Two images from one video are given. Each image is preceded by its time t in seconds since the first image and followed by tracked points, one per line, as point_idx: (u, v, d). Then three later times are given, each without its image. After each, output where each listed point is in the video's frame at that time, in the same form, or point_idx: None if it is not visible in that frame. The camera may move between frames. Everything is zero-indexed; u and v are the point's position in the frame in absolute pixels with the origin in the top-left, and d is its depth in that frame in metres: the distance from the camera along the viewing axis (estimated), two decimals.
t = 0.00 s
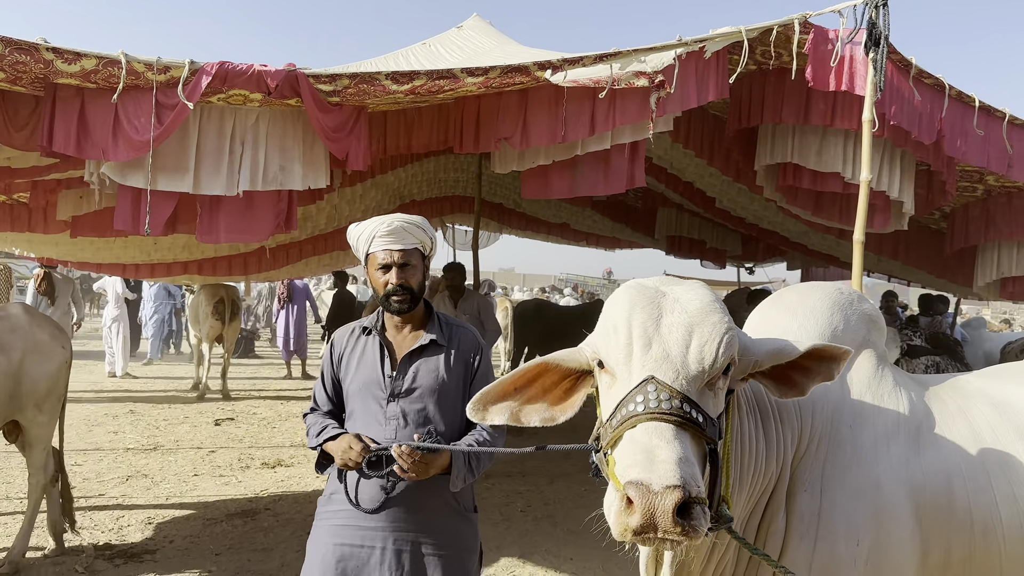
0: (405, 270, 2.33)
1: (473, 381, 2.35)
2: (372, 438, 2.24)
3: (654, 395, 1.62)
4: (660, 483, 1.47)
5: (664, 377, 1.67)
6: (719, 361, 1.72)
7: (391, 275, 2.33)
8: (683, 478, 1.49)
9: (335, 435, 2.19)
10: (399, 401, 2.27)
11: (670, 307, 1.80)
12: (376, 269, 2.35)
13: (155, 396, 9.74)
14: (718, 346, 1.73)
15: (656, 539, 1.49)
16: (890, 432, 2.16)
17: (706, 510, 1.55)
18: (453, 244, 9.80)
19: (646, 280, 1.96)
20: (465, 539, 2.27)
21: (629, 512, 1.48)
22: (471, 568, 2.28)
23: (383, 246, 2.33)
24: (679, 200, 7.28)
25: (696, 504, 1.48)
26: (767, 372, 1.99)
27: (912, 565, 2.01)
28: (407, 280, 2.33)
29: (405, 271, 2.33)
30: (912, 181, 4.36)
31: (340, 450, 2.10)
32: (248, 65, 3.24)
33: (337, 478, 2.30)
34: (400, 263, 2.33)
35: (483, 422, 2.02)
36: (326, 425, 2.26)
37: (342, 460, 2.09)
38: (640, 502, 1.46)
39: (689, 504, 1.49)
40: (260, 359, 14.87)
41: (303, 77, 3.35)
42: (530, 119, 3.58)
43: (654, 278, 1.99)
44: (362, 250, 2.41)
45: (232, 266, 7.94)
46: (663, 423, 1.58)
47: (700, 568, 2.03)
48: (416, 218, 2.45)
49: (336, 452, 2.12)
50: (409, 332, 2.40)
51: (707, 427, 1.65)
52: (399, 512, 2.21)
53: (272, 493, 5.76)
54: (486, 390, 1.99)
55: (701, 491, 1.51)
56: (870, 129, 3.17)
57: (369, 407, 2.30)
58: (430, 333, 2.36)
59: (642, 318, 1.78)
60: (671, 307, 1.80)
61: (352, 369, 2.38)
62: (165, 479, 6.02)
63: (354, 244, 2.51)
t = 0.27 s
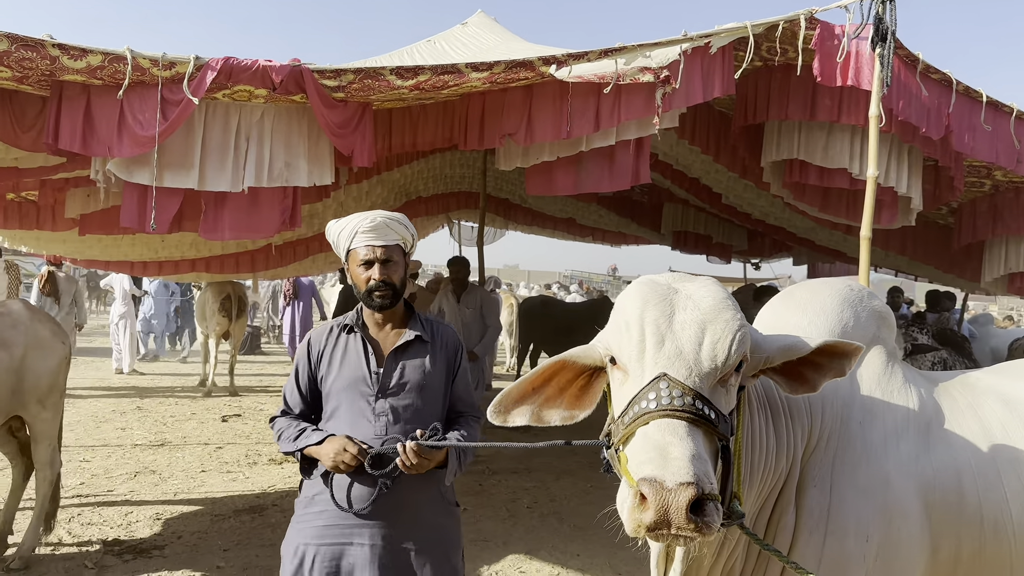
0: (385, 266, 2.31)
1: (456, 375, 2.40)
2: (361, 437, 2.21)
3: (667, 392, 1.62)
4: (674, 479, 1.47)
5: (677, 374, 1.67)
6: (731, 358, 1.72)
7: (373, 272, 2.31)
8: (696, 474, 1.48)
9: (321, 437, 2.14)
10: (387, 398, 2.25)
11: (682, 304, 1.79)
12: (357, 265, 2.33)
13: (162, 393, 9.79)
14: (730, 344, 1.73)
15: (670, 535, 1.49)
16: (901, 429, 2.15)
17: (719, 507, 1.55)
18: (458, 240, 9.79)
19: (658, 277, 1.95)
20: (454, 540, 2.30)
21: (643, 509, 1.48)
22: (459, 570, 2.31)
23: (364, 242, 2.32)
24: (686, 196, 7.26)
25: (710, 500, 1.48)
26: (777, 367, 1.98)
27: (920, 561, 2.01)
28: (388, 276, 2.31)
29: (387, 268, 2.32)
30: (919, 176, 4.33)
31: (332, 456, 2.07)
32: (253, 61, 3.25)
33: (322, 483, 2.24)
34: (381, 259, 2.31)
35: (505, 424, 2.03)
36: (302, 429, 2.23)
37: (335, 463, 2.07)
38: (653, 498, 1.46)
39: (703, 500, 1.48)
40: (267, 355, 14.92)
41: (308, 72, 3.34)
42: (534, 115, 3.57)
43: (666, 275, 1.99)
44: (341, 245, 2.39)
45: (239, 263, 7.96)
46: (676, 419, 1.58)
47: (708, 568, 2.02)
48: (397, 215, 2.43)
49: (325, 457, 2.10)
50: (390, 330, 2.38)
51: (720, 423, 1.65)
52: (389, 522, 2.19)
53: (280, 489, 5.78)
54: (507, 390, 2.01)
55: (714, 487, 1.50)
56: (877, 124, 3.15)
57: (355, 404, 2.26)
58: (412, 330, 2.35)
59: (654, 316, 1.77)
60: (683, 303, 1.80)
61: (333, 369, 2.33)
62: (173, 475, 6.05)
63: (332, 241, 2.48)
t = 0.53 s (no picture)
0: (364, 262, 2.26)
1: (442, 366, 2.43)
2: (355, 440, 2.17)
3: (692, 385, 1.61)
4: (704, 473, 1.47)
5: (700, 368, 1.67)
6: (753, 353, 1.72)
7: (353, 269, 2.26)
8: (725, 468, 1.48)
9: (320, 444, 2.09)
10: (381, 395, 2.22)
11: (702, 298, 1.79)
12: (337, 264, 2.28)
13: (178, 389, 9.88)
14: (751, 339, 1.74)
15: (700, 528, 1.48)
16: (917, 422, 2.14)
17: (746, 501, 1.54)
18: (470, 237, 9.80)
19: (676, 271, 1.95)
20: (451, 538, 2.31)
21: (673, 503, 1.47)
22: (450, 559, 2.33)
23: (342, 240, 2.26)
24: (698, 190, 7.22)
25: (739, 494, 1.48)
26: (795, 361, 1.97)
27: (936, 555, 2.00)
28: (368, 273, 2.26)
29: (367, 264, 2.27)
30: (934, 169, 4.29)
31: (334, 465, 2.02)
32: (264, 59, 3.26)
33: (318, 490, 2.17)
34: (360, 256, 2.26)
35: (522, 416, 2.07)
36: (293, 435, 2.16)
37: (341, 472, 2.01)
38: (684, 492, 1.46)
39: (731, 494, 1.48)
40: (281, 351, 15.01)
41: (319, 70, 3.36)
42: (545, 111, 3.57)
43: (683, 269, 1.99)
44: (319, 245, 2.33)
45: (253, 261, 8.02)
46: (702, 413, 1.58)
47: (721, 567, 1.99)
48: (373, 209, 2.38)
49: (326, 465, 2.05)
50: (376, 326, 2.35)
51: (743, 416, 1.65)
52: (387, 525, 2.16)
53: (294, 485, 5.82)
54: (523, 382, 2.01)
55: (741, 481, 1.50)
56: (891, 117, 3.12)
57: (348, 403, 2.21)
58: (398, 327, 2.33)
59: (676, 310, 1.77)
60: (705, 298, 1.80)
61: (321, 370, 2.27)
62: (189, 472, 6.11)
63: (309, 240, 2.43)
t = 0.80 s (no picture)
0: (363, 261, 2.28)
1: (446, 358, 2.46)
2: (370, 437, 2.18)
3: (725, 375, 1.62)
4: (740, 462, 1.47)
5: (733, 359, 1.67)
6: (785, 345, 1.73)
7: (354, 269, 2.28)
8: (760, 458, 1.49)
9: (339, 445, 2.08)
10: (390, 392, 2.24)
11: (734, 291, 1.79)
12: (338, 265, 2.31)
13: (198, 387, 10.00)
14: (784, 330, 1.74)
15: (735, 518, 1.49)
16: (942, 417, 2.13)
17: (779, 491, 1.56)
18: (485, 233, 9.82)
19: (704, 264, 1.96)
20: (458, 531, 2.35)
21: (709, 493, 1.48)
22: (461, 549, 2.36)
23: (341, 241, 2.29)
24: (714, 184, 7.18)
25: (772, 483, 1.49)
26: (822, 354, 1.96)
27: (960, 550, 2.00)
28: (368, 271, 2.28)
29: (368, 262, 2.29)
30: (954, 161, 4.25)
31: (356, 463, 2.01)
32: (282, 60, 3.29)
33: (332, 490, 2.16)
34: (360, 255, 2.28)
35: (554, 402, 2.07)
36: (307, 438, 2.15)
37: (362, 472, 2.01)
38: (720, 481, 1.46)
39: (765, 483, 1.49)
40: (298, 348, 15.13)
41: (336, 70, 3.38)
42: (561, 109, 3.57)
43: (711, 263, 1.99)
44: (318, 248, 2.36)
45: (271, 259, 8.09)
46: (735, 403, 1.59)
47: (746, 565, 1.99)
48: (369, 208, 2.40)
49: (347, 463, 2.04)
50: (380, 324, 2.36)
51: (773, 407, 1.66)
52: (400, 520, 2.17)
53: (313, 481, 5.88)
54: (554, 369, 2.01)
55: (774, 471, 1.52)
56: (911, 112, 3.09)
57: (358, 402, 2.22)
58: (402, 324, 2.35)
59: (708, 301, 1.77)
60: (737, 290, 1.79)
61: (330, 370, 2.26)
62: (210, 468, 6.19)
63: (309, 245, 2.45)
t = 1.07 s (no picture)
0: (372, 261, 2.30)
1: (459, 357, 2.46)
2: (381, 435, 2.19)
3: (749, 375, 1.62)
4: (767, 463, 1.47)
5: (757, 360, 1.67)
6: (809, 345, 1.72)
7: (364, 269, 2.30)
8: (787, 459, 1.49)
9: (349, 445, 2.10)
10: (402, 390, 2.26)
11: (757, 291, 1.79)
12: (347, 266, 2.32)
13: (217, 385, 10.11)
14: (808, 331, 1.73)
15: (760, 519, 1.48)
16: (964, 414, 2.11)
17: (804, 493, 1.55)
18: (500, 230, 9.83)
19: (726, 264, 1.96)
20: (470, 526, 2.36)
21: (737, 494, 1.47)
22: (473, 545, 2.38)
23: (350, 242, 2.31)
24: (730, 179, 7.13)
25: (799, 485, 1.48)
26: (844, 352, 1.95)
27: (980, 548, 2.00)
28: (378, 270, 2.30)
29: (378, 262, 2.31)
30: (975, 155, 4.19)
31: (366, 462, 2.03)
32: (299, 62, 3.32)
33: (344, 490, 2.18)
34: (370, 255, 2.30)
35: (579, 402, 2.08)
36: (319, 438, 2.16)
37: (373, 474, 2.02)
38: (747, 482, 1.46)
39: (791, 484, 1.49)
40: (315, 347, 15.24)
41: (352, 72, 3.40)
42: (576, 107, 3.56)
43: (732, 262, 1.99)
44: (328, 250, 2.38)
45: (288, 259, 8.15)
46: (760, 403, 1.58)
47: (766, 564, 1.98)
48: (375, 208, 2.41)
49: (358, 464, 2.06)
50: (392, 322, 2.38)
51: (797, 406, 1.65)
52: (412, 517, 2.18)
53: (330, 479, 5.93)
54: (577, 369, 2.03)
55: (800, 472, 1.51)
56: (930, 107, 3.05)
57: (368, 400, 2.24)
58: (413, 324, 2.37)
59: (732, 301, 1.77)
60: (761, 290, 1.79)
61: (342, 369, 2.28)
62: (230, 466, 6.27)
63: (317, 247, 2.47)
